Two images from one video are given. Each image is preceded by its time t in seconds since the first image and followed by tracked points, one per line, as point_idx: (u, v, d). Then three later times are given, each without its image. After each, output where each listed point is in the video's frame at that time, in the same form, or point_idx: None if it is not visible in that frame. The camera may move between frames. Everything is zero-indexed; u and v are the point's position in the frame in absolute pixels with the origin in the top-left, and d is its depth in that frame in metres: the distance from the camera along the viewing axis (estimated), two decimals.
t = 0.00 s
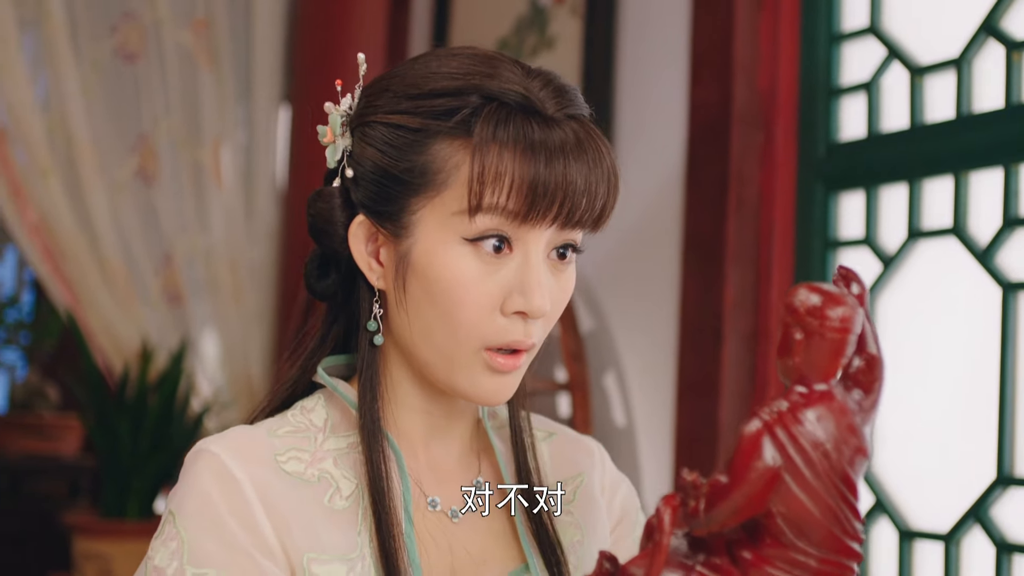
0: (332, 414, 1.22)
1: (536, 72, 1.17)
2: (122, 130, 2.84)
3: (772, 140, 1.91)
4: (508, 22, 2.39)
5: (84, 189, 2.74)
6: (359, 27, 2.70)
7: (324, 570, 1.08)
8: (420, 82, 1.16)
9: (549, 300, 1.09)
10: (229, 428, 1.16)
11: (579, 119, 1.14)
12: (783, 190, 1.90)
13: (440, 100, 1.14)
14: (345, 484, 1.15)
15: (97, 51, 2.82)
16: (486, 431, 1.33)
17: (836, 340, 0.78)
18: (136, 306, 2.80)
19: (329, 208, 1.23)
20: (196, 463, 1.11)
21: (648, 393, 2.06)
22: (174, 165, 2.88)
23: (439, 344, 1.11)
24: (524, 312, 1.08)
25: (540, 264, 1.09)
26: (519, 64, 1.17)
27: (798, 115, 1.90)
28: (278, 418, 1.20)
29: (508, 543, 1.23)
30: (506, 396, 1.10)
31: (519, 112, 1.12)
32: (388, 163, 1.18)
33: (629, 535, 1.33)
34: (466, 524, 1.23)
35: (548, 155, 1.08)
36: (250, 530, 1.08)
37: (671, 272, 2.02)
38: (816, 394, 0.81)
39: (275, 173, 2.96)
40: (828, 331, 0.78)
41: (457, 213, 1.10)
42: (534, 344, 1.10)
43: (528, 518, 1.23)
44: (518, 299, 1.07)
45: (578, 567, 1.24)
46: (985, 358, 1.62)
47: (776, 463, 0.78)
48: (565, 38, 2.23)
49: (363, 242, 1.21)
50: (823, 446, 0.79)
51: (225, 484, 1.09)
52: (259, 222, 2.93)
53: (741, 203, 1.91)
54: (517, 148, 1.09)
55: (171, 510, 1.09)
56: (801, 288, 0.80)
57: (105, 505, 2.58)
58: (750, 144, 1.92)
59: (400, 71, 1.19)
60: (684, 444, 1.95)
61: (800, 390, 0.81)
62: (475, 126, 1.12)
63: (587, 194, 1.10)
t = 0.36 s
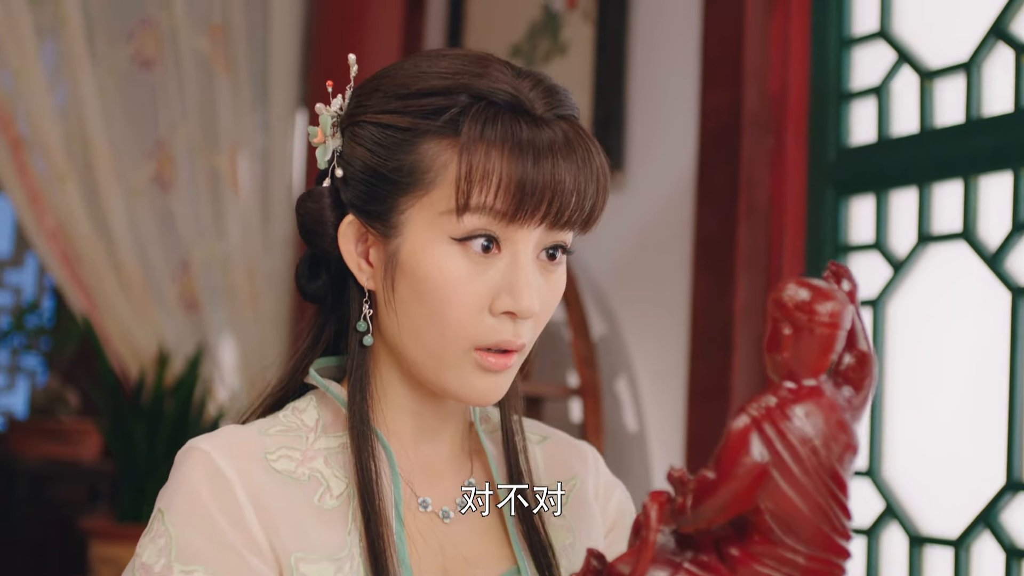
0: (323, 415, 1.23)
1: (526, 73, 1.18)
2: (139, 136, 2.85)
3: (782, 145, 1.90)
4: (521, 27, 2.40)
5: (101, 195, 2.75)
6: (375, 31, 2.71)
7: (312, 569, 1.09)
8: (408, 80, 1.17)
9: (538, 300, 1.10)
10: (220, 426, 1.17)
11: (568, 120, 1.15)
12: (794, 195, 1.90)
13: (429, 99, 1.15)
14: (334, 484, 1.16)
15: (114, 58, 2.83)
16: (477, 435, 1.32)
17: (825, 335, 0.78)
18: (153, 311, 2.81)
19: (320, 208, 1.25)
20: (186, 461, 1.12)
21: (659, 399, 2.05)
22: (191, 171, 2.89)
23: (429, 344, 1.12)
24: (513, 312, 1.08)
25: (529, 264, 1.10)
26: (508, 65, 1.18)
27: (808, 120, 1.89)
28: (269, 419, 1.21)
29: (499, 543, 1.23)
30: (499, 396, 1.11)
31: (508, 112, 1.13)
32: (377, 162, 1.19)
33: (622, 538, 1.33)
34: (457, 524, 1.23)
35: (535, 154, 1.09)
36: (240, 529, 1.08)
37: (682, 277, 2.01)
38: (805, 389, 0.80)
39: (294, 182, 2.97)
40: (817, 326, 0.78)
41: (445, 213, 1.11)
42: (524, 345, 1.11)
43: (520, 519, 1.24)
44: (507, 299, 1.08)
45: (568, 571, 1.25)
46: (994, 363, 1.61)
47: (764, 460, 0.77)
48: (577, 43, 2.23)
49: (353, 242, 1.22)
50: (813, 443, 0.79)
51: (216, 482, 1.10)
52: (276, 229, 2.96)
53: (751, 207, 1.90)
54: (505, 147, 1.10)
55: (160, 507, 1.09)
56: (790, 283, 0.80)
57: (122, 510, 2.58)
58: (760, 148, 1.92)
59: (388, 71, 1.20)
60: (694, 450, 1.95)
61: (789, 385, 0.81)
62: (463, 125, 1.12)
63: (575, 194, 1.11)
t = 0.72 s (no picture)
0: (319, 419, 1.25)
1: (513, 76, 1.19)
2: (154, 145, 2.87)
3: (792, 152, 1.90)
4: (534, 35, 2.40)
5: (116, 203, 2.79)
6: (390, 42, 2.73)
7: (303, 572, 1.10)
8: (395, 85, 1.19)
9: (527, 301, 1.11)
10: (217, 431, 1.19)
11: (556, 122, 1.16)
12: (804, 203, 1.89)
13: (415, 103, 1.17)
14: (330, 487, 1.18)
15: (129, 68, 2.84)
16: (474, 440, 1.34)
17: (811, 335, 0.78)
18: (168, 318, 2.86)
19: (309, 214, 1.26)
20: (181, 465, 1.14)
21: (670, 406, 2.05)
22: (207, 180, 2.91)
23: (419, 348, 1.13)
24: (501, 314, 1.09)
25: (517, 266, 1.10)
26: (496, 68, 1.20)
27: (817, 127, 1.89)
28: (266, 423, 1.23)
29: (496, 546, 1.24)
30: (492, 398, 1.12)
31: (494, 114, 1.14)
32: (365, 167, 1.20)
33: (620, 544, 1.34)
34: (453, 526, 1.24)
35: (520, 156, 1.11)
36: (233, 532, 1.10)
37: (692, 284, 2.01)
38: (790, 389, 0.80)
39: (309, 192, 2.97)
40: (802, 326, 0.77)
41: (432, 216, 1.13)
42: (513, 347, 1.12)
43: (516, 524, 1.26)
44: (495, 301, 1.09)
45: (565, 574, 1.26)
46: (1004, 369, 1.60)
47: (750, 461, 0.78)
48: (589, 51, 2.23)
49: (343, 248, 1.23)
50: (797, 443, 0.79)
51: (209, 485, 1.12)
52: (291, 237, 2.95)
53: (761, 214, 1.90)
54: (490, 148, 1.11)
55: (155, 510, 1.12)
56: (775, 283, 0.79)
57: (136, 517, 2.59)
58: (770, 156, 1.92)
59: (376, 76, 1.22)
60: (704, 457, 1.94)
61: (774, 386, 0.81)
62: (448, 128, 1.14)
63: (562, 194, 1.12)
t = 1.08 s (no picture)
0: (334, 421, 1.27)
1: (517, 77, 1.22)
2: (178, 148, 2.88)
3: (810, 154, 1.90)
4: (554, 36, 2.40)
5: (140, 206, 2.81)
6: (412, 46, 2.74)
7: (315, 573, 1.13)
8: (401, 87, 1.22)
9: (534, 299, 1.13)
10: (233, 435, 1.22)
11: (560, 121, 1.19)
12: (823, 204, 1.88)
13: (421, 104, 1.20)
14: (344, 489, 1.20)
15: (153, 70, 2.86)
16: (489, 442, 1.33)
17: (814, 335, 0.75)
18: (191, 321, 2.87)
19: (320, 216, 1.29)
20: (197, 468, 1.17)
21: (688, 408, 2.05)
22: (230, 183, 2.93)
23: (428, 347, 1.15)
24: (509, 311, 1.11)
25: (525, 264, 1.13)
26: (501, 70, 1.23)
27: (836, 127, 1.88)
28: (282, 427, 1.25)
29: (511, 547, 1.25)
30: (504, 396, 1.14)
31: (498, 114, 1.17)
32: (373, 168, 1.24)
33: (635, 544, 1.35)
34: (468, 527, 1.25)
35: (523, 154, 1.14)
36: (247, 534, 1.13)
37: (710, 286, 2.01)
38: (795, 389, 0.78)
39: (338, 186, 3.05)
40: (805, 327, 0.75)
41: (437, 216, 1.15)
42: (522, 344, 1.13)
43: (532, 526, 1.26)
44: (502, 299, 1.11)
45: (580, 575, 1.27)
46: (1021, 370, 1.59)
47: (753, 461, 0.75)
48: (608, 52, 2.23)
49: (354, 249, 1.26)
50: (802, 443, 0.77)
51: (223, 488, 1.15)
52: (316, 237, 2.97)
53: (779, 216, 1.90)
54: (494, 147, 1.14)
55: (171, 513, 1.16)
56: (780, 282, 0.77)
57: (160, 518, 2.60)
58: (789, 158, 1.91)
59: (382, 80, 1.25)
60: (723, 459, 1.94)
61: (778, 386, 0.78)
62: (452, 128, 1.17)
63: (566, 191, 1.15)
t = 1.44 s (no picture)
0: (318, 418, 1.24)
1: (503, 71, 1.17)
2: (188, 146, 2.89)
3: (814, 152, 1.89)
4: (560, 35, 2.40)
5: (151, 206, 2.82)
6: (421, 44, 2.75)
7: (298, 570, 1.11)
8: (385, 80, 1.17)
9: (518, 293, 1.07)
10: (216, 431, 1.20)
11: (545, 117, 1.14)
12: (826, 201, 1.88)
13: (405, 96, 1.15)
14: (327, 485, 1.18)
15: (163, 69, 2.87)
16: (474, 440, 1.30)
17: (801, 324, 0.66)
18: (201, 319, 2.88)
19: (304, 210, 1.25)
20: (179, 464, 1.15)
21: (694, 406, 2.04)
22: (240, 181, 2.94)
23: (409, 339, 1.10)
24: (492, 304, 1.05)
25: (508, 258, 1.06)
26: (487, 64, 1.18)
27: (841, 125, 1.88)
28: (265, 423, 1.23)
29: (494, 546, 1.23)
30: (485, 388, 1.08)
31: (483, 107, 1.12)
32: (356, 162, 1.18)
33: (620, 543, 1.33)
34: (451, 524, 1.23)
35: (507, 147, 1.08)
36: (229, 530, 1.11)
37: (715, 283, 2.01)
38: (778, 377, 0.68)
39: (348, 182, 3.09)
40: (791, 315, 0.66)
41: (420, 209, 1.10)
42: (505, 338, 1.07)
43: (515, 522, 1.25)
44: (485, 292, 1.05)
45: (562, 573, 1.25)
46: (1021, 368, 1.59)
47: (738, 449, 0.65)
48: (614, 51, 2.23)
49: (338, 244, 1.21)
50: (787, 433, 0.67)
51: (205, 484, 1.13)
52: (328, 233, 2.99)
53: (783, 214, 1.90)
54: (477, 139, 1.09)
55: (153, 508, 1.14)
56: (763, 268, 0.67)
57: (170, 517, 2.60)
58: (793, 155, 1.91)
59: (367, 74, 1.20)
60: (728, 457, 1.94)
61: (762, 374, 0.69)
62: (436, 120, 1.12)
63: (552, 186, 1.09)
